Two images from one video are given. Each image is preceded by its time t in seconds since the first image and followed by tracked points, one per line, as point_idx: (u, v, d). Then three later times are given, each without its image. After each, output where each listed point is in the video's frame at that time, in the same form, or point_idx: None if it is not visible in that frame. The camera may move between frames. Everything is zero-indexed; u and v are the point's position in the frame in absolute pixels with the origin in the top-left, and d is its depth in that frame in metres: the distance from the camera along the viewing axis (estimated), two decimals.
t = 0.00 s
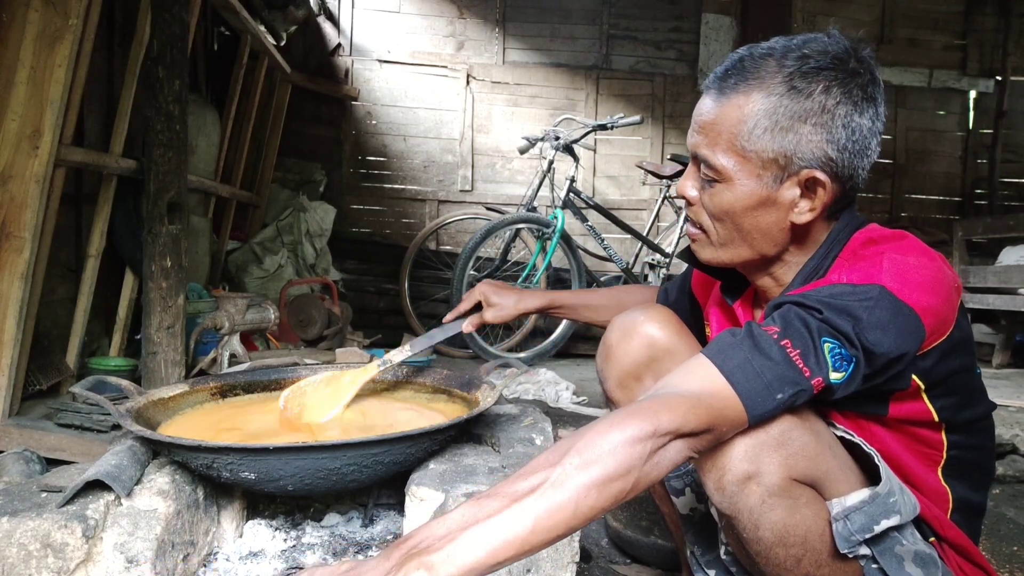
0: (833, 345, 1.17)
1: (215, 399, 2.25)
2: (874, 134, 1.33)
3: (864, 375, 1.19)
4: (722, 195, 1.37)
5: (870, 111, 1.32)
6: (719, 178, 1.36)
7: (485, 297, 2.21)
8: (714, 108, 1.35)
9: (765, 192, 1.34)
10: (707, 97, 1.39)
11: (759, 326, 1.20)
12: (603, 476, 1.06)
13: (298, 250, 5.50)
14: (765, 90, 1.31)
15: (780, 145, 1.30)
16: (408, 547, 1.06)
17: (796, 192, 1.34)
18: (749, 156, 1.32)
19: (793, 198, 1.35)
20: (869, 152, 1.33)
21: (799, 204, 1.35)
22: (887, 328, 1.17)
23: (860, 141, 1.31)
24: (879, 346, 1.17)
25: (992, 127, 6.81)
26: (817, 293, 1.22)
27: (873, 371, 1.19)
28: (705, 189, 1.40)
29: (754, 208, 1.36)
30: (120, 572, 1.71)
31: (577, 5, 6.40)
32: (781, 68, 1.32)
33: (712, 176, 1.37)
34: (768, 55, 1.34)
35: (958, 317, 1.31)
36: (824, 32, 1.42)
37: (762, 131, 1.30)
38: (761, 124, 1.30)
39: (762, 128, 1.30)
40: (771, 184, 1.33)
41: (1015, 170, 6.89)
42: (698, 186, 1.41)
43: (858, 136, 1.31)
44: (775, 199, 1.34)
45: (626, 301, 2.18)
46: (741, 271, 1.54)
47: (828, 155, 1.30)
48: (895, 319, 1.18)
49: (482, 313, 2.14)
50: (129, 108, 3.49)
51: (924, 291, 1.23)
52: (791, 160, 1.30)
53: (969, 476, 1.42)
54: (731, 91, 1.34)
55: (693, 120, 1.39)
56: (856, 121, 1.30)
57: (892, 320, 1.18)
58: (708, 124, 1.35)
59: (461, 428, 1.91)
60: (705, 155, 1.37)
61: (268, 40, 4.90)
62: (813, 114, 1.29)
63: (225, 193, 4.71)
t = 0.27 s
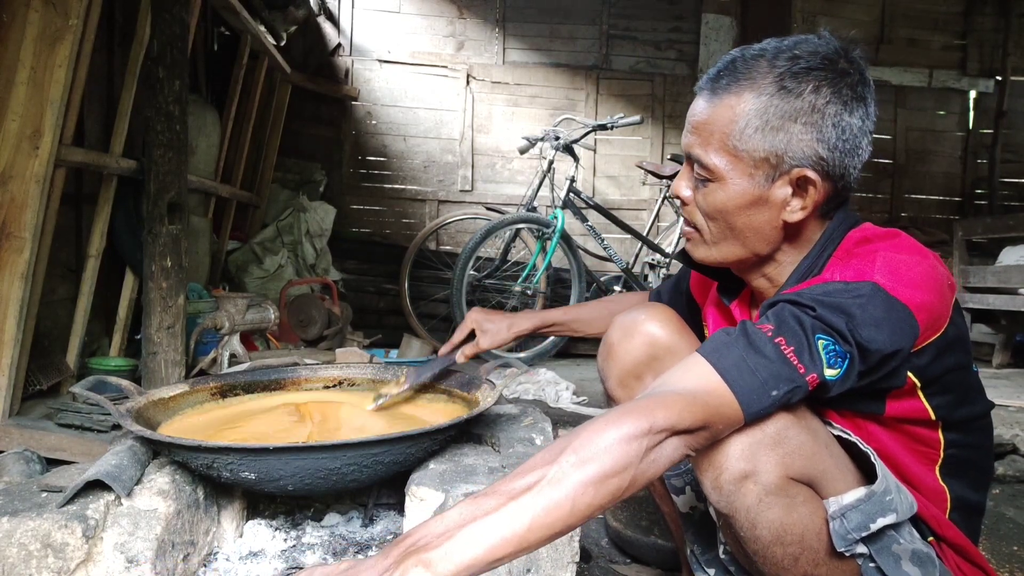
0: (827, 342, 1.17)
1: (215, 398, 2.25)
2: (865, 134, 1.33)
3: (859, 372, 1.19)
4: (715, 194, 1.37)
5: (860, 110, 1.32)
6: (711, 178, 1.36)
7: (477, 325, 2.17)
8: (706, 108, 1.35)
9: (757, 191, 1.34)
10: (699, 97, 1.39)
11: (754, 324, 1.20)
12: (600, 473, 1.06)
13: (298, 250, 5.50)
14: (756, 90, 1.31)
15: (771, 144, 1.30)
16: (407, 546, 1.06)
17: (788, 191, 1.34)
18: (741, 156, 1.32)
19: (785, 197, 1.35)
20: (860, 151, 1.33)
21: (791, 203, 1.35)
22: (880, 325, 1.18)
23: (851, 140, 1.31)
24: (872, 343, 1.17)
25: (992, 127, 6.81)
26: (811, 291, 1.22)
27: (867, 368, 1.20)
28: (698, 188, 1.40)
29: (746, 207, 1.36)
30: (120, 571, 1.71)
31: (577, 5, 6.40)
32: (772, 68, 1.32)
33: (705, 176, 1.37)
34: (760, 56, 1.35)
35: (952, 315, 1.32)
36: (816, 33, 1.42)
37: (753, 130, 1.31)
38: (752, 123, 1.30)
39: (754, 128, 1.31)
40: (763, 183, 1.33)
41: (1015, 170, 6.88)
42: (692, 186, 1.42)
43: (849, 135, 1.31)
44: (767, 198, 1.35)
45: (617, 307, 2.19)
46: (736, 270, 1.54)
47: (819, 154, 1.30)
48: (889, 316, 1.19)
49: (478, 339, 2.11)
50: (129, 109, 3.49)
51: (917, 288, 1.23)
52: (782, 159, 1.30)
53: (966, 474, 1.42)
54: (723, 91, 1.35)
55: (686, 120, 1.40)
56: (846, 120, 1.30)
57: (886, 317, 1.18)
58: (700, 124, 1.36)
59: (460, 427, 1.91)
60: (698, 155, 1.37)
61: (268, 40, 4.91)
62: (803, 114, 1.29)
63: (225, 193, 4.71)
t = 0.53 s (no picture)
0: (823, 339, 1.17)
1: (214, 398, 2.26)
2: (858, 132, 1.33)
3: (855, 369, 1.19)
4: (711, 193, 1.37)
5: (853, 109, 1.32)
6: (707, 177, 1.36)
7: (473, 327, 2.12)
8: (702, 108, 1.36)
9: (753, 189, 1.34)
10: (695, 98, 1.39)
11: (751, 321, 1.20)
12: (599, 468, 1.06)
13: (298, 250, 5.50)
14: (750, 89, 1.31)
15: (765, 143, 1.30)
16: (407, 541, 1.06)
17: (784, 189, 1.34)
18: (736, 155, 1.32)
19: (781, 195, 1.34)
20: (854, 148, 1.33)
21: (786, 200, 1.35)
22: (876, 321, 1.18)
23: (844, 138, 1.31)
24: (868, 339, 1.17)
25: (992, 127, 6.81)
26: (807, 289, 1.22)
27: (864, 365, 1.20)
28: (694, 187, 1.40)
29: (742, 206, 1.36)
30: (120, 571, 1.71)
31: (577, 5, 6.40)
32: (765, 68, 1.32)
33: (701, 175, 1.37)
34: (754, 55, 1.35)
35: (949, 312, 1.32)
36: (810, 33, 1.42)
37: (748, 129, 1.31)
38: (747, 122, 1.31)
39: (748, 126, 1.31)
40: (758, 181, 1.33)
41: (1015, 170, 6.88)
42: (688, 185, 1.41)
43: (843, 132, 1.31)
44: (763, 197, 1.34)
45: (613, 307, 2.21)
46: (733, 269, 1.54)
47: (812, 152, 1.30)
48: (884, 312, 1.19)
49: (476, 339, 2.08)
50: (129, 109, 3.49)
51: (913, 285, 1.23)
52: (776, 158, 1.30)
53: (964, 473, 1.42)
54: (717, 92, 1.35)
55: (682, 121, 1.40)
56: (839, 118, 1.30)
57: (882, 313, 1.18)
58: (696, 123, 1.36)
59: (460, 427, 1.91)
60: (694, 154, 1.37)
61: (268, 40, 4.91)
62: (797, 112, 1.29)
63: (225, 193, 4.71)
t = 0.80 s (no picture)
0: (829, 336, 1.16)
1: (215, 398, 2.25)
2: (863, 131, 1.33)
3: (860, 367, 1.19)
4: (715, 192, 1.36)
5: (857, 108, 1.32)
6: (712, 176, 1.36)
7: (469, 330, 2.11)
8: (706, 108, 1.35)
9: (757, 189, 1.33)
10: (699, 98, 1.39)
11: (756, 319, 1.20)
12: (605, 463, 1.06)
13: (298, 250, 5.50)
14: (755, 89, 1.31)
15: (770, 142, 1.30)
16: (412, 534, 1.06)
17: (789, 188, 1.33)
18: (741, 154, 1.32)
19: (786, 194, 1.34)
20: (859, 148, 1.33)
21: (791, 200, 1.35)
22: (881, 319, 1.17)
23: (849, 137, 1.31)
24: (873, 336, 1.17)
25: (993, 127, 6.80)
26: (812, 287, 1.22)
27: (869, 362, 1.19)
28: (699, 187, 1.40)
29: (747, 205, 1.35)
30: (120, 572, 1.71)
31: (577, 5, 6.40)
32: (769, 67, 1.32)
33: (705, 174, 1.37)
34: (757, 55, 1.34)
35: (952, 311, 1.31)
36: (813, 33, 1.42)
37: (753, 129, 1.30)
38: (752, 122, 1.30)
39: (753, 126, 1.30)
40: (764, 180, 1.33)
41: (1015, 170, 6.88)
42: (693, 185, 1.41)
43: (847, 132, 1.30)
44: (768, 196, 1.34)
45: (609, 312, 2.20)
46: (735, 268, 1.54)
47: (817, 151, 1.30)
48: (889, 310, 1.19)
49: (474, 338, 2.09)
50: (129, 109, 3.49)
51: (917, 283, 1.23)
52: (781, 157, 1.30)
53: (967, 473, 1.42)
54: (721, 91, 1.34)
55: (686, 121, 1.39)
56: (844, 118, 1.30)
57: (886, 311, 1.18)
58: (700, 123, 1.35)
59: (461, 427, 1.91)
60: (698, 154, 1.36)
61: (268, 40, 4.90)
62: (802, 111, 1.29)
63: (225, 193, 4.70)
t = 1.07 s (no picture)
0: (835, 337, 1.16)
1: (215, 398, 2.25)
2: (869, 131, 1.33)
3: (865, 367, 1.19)
4: (721, 193, 1.36)
5: (864, 109, 1.32)
6: (718, 177, 1.36)
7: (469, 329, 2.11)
8: (712, 108, 1.35)
9: (764, 189, 1.33)
10: (704, 98, 1.39)
11: (761, 318, 1.20)
12: (610, 461, 1.06)
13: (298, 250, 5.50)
14: (761, 89, 1.31)
15: (777, 142, 1.30)
16: (416, 531, 1.06)
17: (795, 188, 1.33)
18: (747, 155, 1.32)
19: (792, 195, 1.34)
20: (865, 148, 1.33)
21: (798, 200, 1.35)
22: (887, 319, 1.17)
23: (855, 138, 1.31)
24: (879, 336, 1.17)
25: (993, 127, 6.80)
26: (818, 287, 1.22)
27: (874, 363, 1.19)
28: (704, 188, 1.39)
29: (753, 206, 1.35)
30: (120, 572, 1.71)
31: (577, 5, 6.40)
32: (776, 67, 1.32)
33: (711, 175, 1.37)
34: (763, 55, 1.34)
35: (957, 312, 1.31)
36: (817, 33, 1.42)
37: (759, 129, 1.30)
38: (758, 122, 1.30)
39: (760, 126, 1.30)
40: (770, 181, 1.32)
41: (1015, 170, 6.88)
42: (698, 185, 1.41)
43: (854, 132, 1.30)
44: (774, 196, 1.34)
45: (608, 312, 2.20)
46: (739, 269, 1.54)
47: (824, 151, 1.29)
48: (895, 310, 1.18)
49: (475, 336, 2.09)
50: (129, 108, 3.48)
51: (923, 284, 1.23)
52: (788, 157, 1.30)
53: (969, 474, 1.42)
54: (727, 91, 1.34)
55: (691, 121, 1.39)
56: (851, 118, 1.30)
57: (892, 311, 1.18)
58: (706, 123, 1.35)
59: (461, 427, 1.91)
60: (704, 154, 1.36)
61: (268, 40, 4.90)
62: (808, 112, 1.29)
63: (225, 193, 4.70)
